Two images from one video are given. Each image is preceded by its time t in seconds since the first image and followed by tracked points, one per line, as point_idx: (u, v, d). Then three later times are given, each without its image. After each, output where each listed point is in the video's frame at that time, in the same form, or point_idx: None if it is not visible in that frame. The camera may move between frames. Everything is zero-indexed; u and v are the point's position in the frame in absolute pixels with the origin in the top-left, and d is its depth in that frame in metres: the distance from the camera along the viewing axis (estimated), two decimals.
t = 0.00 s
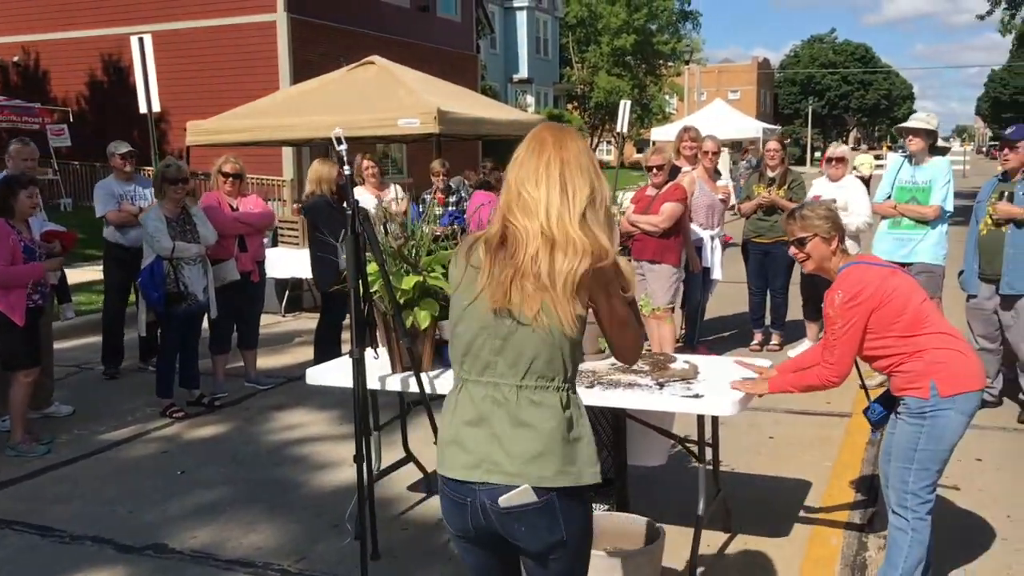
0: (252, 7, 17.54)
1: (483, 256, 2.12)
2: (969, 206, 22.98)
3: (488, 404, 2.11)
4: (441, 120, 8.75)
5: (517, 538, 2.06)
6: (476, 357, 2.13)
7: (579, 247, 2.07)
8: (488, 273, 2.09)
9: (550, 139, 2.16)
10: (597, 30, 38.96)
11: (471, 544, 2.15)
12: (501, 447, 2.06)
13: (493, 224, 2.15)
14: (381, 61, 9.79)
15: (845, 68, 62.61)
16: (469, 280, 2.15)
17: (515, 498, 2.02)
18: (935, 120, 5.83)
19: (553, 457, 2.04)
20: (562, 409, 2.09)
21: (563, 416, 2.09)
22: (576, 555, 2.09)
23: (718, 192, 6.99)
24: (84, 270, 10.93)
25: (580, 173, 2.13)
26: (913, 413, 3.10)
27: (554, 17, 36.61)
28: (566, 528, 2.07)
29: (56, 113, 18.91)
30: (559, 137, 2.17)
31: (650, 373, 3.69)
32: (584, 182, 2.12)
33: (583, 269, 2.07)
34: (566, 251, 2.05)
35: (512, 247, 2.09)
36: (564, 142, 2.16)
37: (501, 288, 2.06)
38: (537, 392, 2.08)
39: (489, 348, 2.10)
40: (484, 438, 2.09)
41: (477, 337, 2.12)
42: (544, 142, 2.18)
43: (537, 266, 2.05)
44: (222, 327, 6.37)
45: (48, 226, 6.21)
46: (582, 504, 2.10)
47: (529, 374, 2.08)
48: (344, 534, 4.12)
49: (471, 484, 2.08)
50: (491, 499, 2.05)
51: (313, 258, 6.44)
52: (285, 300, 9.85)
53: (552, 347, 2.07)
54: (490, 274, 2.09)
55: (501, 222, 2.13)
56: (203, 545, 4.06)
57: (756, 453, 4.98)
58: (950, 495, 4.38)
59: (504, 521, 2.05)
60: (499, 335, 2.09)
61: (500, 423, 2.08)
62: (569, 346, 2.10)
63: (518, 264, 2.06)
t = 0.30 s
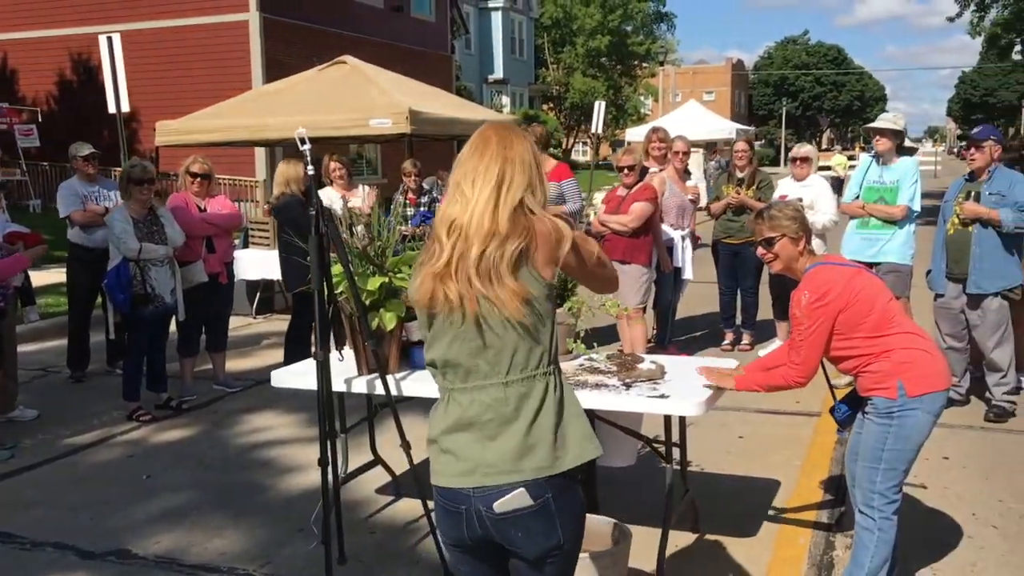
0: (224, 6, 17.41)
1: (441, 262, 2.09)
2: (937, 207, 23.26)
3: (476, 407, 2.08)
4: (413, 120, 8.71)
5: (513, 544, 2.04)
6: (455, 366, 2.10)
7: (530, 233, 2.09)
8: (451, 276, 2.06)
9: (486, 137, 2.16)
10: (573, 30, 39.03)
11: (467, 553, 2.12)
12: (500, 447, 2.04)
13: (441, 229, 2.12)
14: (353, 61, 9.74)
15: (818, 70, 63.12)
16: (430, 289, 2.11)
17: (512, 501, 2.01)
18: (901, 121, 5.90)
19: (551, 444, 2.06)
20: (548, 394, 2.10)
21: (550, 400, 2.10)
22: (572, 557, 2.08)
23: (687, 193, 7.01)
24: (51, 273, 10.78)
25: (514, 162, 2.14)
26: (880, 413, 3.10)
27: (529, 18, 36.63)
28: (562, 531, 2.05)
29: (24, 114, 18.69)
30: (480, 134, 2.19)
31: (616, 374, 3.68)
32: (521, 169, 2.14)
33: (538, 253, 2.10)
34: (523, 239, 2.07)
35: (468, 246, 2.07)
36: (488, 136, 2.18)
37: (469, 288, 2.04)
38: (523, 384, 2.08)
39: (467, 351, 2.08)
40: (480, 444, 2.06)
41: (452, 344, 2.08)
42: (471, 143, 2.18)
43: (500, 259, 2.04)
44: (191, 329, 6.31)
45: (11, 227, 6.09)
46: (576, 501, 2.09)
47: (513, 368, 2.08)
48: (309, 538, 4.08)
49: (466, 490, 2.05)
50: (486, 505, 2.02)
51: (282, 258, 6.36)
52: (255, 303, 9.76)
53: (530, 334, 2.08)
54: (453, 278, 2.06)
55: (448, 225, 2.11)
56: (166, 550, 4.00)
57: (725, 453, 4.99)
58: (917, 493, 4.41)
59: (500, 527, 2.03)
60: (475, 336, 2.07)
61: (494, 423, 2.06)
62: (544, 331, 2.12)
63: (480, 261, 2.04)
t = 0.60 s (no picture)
0: (197, 5, 17.23)
1: (414, 256, 2.06)
2: (909, 206, 23.48)
3: (431, 409, 2.04)
4: (387, 120, 8.65)
5: (475, 544, 2.03)
6: (416, 362, 2.07)
7: (511, 244, 2.04)
8: (422, 273, 2.03)
9: (469, 131, 2.14)
10: (549, 31, 39.04)
11: (418, 556, 2.08)
12: (450, 452, 2.01)
13: (420, 222, 2.10)
14: (327, 61, 9.68)
15: (793, 71, 63.55)
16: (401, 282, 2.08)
17: (479, 501, 1.99)
18: (873, 120, 5.94)
19: (504, 460, 2.02)
20: (508, 410, 2.06)
21: (510, 416, 2.06)
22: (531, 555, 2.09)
23: (662, 193, 6.99)
24: (20, 275, 10.62)
25: (503, 165, 2.11)
26: (854, 413, 3.09)
27: (505, 18, 36.59)
28: (523, 529, 2.06)
29: None
30: (475, 130, 2.15)
31: (589, 375, 3.66)
32: (508, 174, 2.11)
33: (518, 265, 2.05)
34: (502, 248, 2.03)
35: (446, 245, 2.04)
36: (483, 133, 2.14)
37: (438, 289, 2.01)
38: (483, 394, 2.04)
39: (430, 351, 2.04)
40: (430, 444, 2.03)
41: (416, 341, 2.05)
42: (463, 137, 2.15)
43: (474, 265, 2.01)
44: (160, 332, 6.21)
45: None
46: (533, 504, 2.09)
47: (475, 375, 2.04)
48: (279, 543, 4.02)
49: (426, 493, 2.02)
50: (452, 507, 2.00)
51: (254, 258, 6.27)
52: (229, 304, 9.67)
53: (495, 347, 2.03)
54: (425, 275, 2.03)
55: (428, 220, 2.09)
56: (133, 557, 3.93)
57: (699, 453, 4.97)
58: (891, 493, 4.40)
59: (464, 528, 2.01)
60: (440, 338, 2.03)
61: (447, 428, 2.03)
62: (513, 345, 2.07)
63: (454, 263, 2.01)
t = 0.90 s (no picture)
0: (164, 5, 17.04)
1: (349, 259, 2.05)
2: (875, 206, 23.75)
3: (345, 410, 2.06)
4: (356, 121, 8.62)
5: (381, 541, 2.05)
6: (333, 362, 2.08)
7: (453, 261, 2.01)
8: (354, 279, 2.03)
9: (414, 139, 2.10)
10: (520, 32, 39.06)
11: (323, 550, 2.11)
12: (357, 454, 2.03)
13: (360, 225, 2.08)
14: (295, 61, 9.61)
15: (762, 73, 64.04)
16: (332, 284, 2.08)
17: (383, 500, 2.01)
18: (840, 122, 5.99)
19: (410, 468, 2.03)
20: (421, 420, 2.06)
21: (423, 426, 2.06)
22: (444, 556, 2.11)
23: (631, 194, 7.00)
24: None
25: (451, 178, 2.09)
26: (823, 414, 3.10)
27: (476, 19, 36.54)
28: (431, 530, 2.08)
29: None
30: (426, 137, 2.11)
31: (558, 377, 3.65)
32: (455, 187, 2.08)
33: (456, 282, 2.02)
34: (441, 265, 2.00)
35: (382, 254, 2.03)
36: (436, 142, 2.10)
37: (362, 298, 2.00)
38: (397, 401, 2.05)
39: (350, 353, 2.05)
40: (339, 443, 2.06)
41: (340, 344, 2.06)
42: (414, 142, 2.12)
43: (406, 279, 1.99)
44: (126, 336, 6.12)
45: None
46: (442, 507, 2.11)
47: (390, 382, 2.05)
48: (247, 549, 3.97)
49: (330, 489, 2.05)
50: (356, 504, 2.02)
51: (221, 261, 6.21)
52: (196, 307, 9.56)
53: (414, 359, 2.03)
54: (356, 281, 2.03)
55: (368, 224, 2.07)
56: (96, 565, 3.86)
57: (670, 453, 4.98)
58: (859, 491, 4.43)
59: (369, 526, 2.04)
60: (362, 344, 2.03)
61: (357, 430, 2.05)
62: (435, 358, 2.07)
63: (387, 273, 2.00)
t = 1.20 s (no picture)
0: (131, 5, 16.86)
1: (240, 279, 1.95)
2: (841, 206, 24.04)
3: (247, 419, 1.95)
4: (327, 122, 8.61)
5: (285, 545, 1.93)
6: (238, 371, 1.97)
7: (341, 272, 1.88)
8: (245, 296, 1.92)
9: (295, 143, 1.97)
10: (490, 33, 39.08)
11: (233, 552, 1.99)
12: (259, 461, 1.92)
13: (247, 241, 1.96)
14: (264, 62, 9.56)
15: (730, 75, 64.57)
16: (229, 303, 1.97)
17: (282, 502, 1.89)
18: (808, 124, 6.08)
19: (312, 474, 1.91)
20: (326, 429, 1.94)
21: (329, 435, 1.94)
22: (356, 558, 1.97)
23: (604, 196, 7.05)
24: None
25: (334, 184, 1.95)
26: (795, 412, 3.14)
27: (446, 20, 36.49)
28: (337, 532, 1.95)
29: None
30: (305, 139, 1.98)
31: (533, 379, 3.67)
32: (338, 193, 1.94)
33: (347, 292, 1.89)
34: (325, 278, 1.87)
35: (265, 270, 1.90)
36: (317, 148, 1.96)
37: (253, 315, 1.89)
38: (302, 411, 1.93)
39: (249, 367, 1.95)
40: (242, 451, 1.95)
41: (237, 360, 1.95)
42: (296, 150, 1.97)
43: (290, 295, 1.86)
44: (95, 339, 6.06)
45: None
46: (349, 510, 1.97)
47: (295, 392, 1.93)
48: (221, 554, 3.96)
49: (231, 491, 1.93)
50: (257, 506, 1.91)
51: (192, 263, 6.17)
52: (165, 309, 9.47)
53: (316, 370, 1.91)
54: (244, 301, 1.92)
55: (253, 241, 1.95)
56: (68, 572, 3.83)
57: (643, 453, 5.02)
58: (829, 490, 4.50)
59: (272, 528, 1.92)
60: (258, 360, 1.93)
61: (260, 440, 1.94)
62: (340, 367, 1.94)
63: (272, 290, 1.88)
